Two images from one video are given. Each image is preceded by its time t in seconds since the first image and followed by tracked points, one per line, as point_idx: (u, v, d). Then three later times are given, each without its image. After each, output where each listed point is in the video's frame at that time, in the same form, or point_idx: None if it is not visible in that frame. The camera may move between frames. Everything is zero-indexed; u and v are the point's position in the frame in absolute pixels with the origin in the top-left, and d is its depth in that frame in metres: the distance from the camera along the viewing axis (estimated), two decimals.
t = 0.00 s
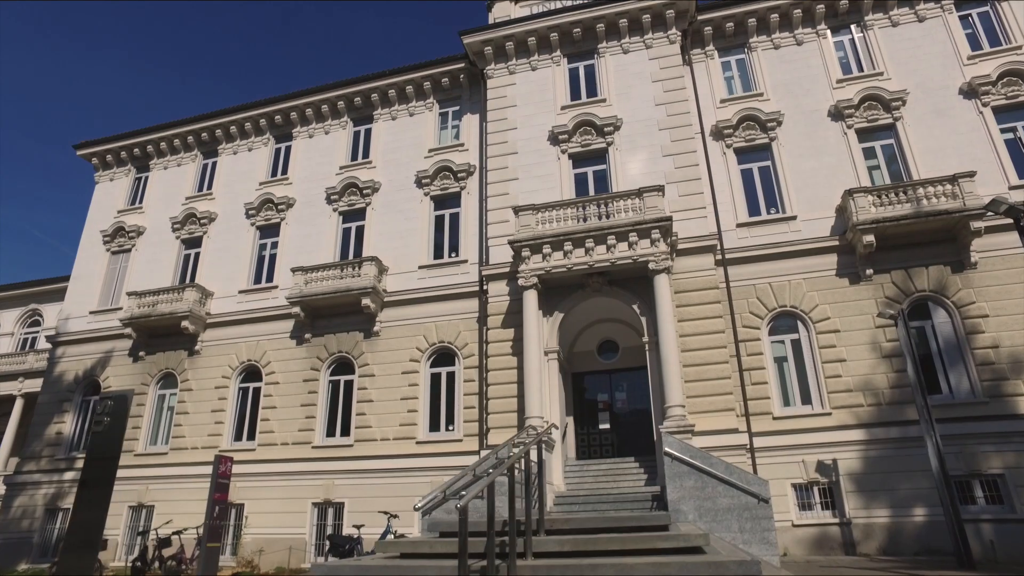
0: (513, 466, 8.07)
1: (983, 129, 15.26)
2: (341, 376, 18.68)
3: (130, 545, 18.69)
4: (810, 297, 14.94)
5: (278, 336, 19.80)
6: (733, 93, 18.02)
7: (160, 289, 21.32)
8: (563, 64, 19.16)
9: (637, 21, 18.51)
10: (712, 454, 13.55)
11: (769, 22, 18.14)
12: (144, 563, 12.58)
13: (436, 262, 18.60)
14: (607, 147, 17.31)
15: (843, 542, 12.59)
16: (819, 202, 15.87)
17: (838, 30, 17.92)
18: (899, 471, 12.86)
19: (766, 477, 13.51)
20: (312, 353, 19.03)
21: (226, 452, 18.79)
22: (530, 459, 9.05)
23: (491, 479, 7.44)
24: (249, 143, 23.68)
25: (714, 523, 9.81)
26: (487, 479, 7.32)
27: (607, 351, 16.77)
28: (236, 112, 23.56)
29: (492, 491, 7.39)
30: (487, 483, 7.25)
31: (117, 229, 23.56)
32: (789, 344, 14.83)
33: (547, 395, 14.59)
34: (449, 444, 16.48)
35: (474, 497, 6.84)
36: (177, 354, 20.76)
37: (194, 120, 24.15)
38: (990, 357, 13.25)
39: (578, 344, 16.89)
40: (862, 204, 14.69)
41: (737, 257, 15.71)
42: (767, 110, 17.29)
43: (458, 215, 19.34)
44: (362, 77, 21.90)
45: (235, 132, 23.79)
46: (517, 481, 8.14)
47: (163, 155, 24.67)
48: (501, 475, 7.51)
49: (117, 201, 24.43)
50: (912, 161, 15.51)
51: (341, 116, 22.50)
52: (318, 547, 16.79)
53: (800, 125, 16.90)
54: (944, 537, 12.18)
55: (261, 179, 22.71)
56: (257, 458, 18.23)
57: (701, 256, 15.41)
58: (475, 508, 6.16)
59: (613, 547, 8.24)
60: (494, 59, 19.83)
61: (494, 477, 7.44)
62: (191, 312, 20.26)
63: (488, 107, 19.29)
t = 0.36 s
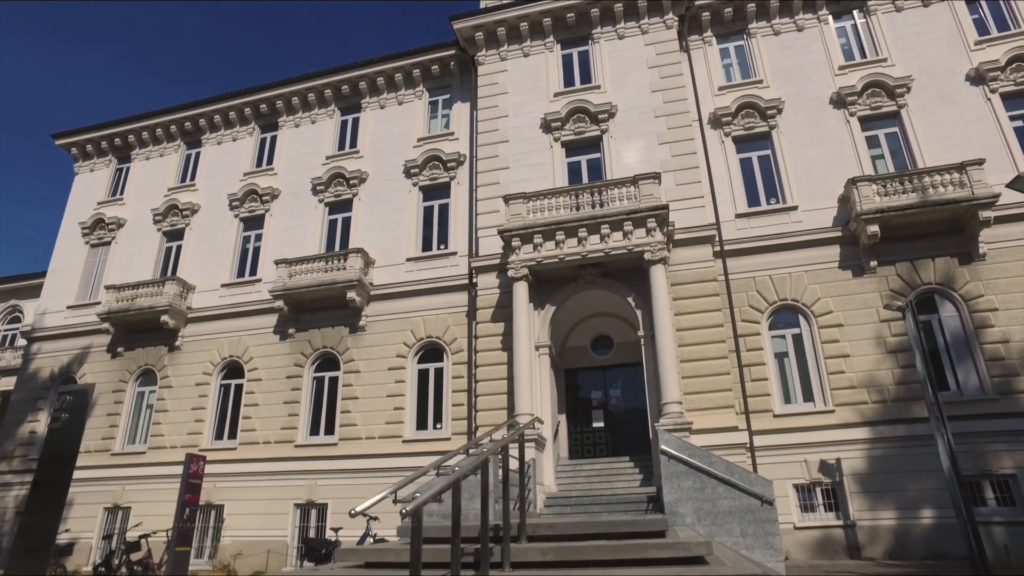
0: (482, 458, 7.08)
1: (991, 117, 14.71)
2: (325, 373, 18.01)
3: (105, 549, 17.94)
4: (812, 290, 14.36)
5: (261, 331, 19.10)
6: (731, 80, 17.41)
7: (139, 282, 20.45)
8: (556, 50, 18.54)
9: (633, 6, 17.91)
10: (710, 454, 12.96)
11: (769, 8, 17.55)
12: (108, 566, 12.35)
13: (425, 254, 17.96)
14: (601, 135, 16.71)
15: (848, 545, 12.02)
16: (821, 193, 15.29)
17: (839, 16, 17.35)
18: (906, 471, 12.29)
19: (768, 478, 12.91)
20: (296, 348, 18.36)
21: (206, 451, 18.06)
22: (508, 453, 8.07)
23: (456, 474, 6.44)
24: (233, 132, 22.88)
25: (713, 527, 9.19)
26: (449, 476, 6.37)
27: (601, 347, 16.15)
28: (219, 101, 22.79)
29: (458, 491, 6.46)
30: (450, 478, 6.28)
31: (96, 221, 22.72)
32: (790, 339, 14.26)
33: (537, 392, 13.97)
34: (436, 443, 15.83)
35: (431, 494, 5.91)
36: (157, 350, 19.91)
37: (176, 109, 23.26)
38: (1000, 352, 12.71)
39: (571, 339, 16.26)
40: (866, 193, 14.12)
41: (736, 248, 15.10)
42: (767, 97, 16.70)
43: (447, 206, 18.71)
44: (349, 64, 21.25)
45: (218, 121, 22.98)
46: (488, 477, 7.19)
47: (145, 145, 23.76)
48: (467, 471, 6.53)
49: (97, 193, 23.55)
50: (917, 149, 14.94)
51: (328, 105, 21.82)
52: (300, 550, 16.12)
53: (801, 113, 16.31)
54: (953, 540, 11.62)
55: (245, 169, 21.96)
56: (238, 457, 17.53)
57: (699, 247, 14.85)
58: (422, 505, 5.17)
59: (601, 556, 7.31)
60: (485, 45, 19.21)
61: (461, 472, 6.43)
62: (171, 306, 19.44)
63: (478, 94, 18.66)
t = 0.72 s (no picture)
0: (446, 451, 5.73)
1: (1002, 103, 14.16)
2: (311, 369, 17.41)
3: (82, 551, 17.28)
4: (815, 283, 13.80)
5: (246, 326, 18.47)
6: (731, 66, 16.82)
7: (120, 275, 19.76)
8: (550, 36, 17.96)
9: None
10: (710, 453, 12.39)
11: None
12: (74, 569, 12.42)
13: (414, 247, 17.37)
14: (596, 122, 16.16)
15: (854, 548, 11.46)
16: (825, 182, 14.73)
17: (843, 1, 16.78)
18: (915, 470, 11.72)
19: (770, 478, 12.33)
20: (281, 344, 17.74)
21: (187, 450, 17.41)
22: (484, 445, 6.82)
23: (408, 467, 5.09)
24: (219, 122, 22.22)
25: (715, 531, 8.61)
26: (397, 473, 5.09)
27: (596, 342, 15.55)
28: (205, 90, 22.12)
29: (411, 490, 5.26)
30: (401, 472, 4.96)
31: (78, 214, 22.05)
32: (793, 333, 13.70)
33: (529, 387, 13.38)
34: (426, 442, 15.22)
35: (372, 495, 4.71)
36: (138, 345, 19.23)
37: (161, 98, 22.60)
38: (1013, 347, 12.17)
39: (565, 334, 15.67)
40: (872, 181, 13.55)
41: (737, 239, 14.52)
42: (769, 84, 16.12)
43: (438, 197, 18.13)
44: (338, 52, 20.66)
45: (204, 111, 22.33)
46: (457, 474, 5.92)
47: (129, 135, 23.04)
48: (424, 465, 5.26)
49: (79, 184, 22.87)
50: (925, 137, 14.38)
51: (317, 94, 21.20)
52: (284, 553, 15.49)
53: (804, 100, 15.73)
54: (966, 543, 11.06)
55: (232, 160, 21.30)
56: (221, 457, 16.91)
57: (698, 238, 14.29)
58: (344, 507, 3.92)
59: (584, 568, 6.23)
60: (478, 32, 18.65)
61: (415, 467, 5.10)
62: (154, 300, 18.76)
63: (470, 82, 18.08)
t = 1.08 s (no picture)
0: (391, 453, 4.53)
1: (1016, 89, 13.59)
2: (298, 366, 16.80)
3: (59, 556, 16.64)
4: (822, 276, 13.21)
5: (231, 322, 17.84)
6: (733, 53, 16.21)
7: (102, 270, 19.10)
8: (546, 23, 17.37)
9: None
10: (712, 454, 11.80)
11: None
12: None
13: (405, 240, 16.77)
14: (593, 110, 15.59)
15: (864, 554, 10.86)
16: (831, 171, 14.14)
17: None
18: (928, 472, 11.14)
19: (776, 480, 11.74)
20: (267, 340, 17.12)
21: (169, 451, 16.77)
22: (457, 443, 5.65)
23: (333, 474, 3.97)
24: (206, 113, 21.57)
25: (720, 539, 8.02)
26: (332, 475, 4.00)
27: (594, 339, 14.94)
28: (191, 80, 21.47)
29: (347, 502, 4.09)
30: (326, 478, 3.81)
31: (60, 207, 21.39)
32: (798, 328, 13.11)
33: (523, 384, 12.78)
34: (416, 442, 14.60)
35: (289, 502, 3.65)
36: (120, 343, 18.58)
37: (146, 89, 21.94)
38: None
39: (561, 330, 15.07)
40: (881, 169, 12.94)
41: (740, 231, 13.93)
42: (772, 71, 15.52)
43: (430, 188, 17.53)
44: (328, 41, 20.06)
45: (190, 102, 21.69)
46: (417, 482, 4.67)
47: (113, 127, 22.39)
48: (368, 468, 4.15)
49: (62, 177, 22.21)
50: (936, 124, 13.81)
51: (306, 84, 20.58)
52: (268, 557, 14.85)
53: (809, 87, 15.13)
54: (983, 548, 10.47)
55: (218, 151, 20.66)
56: (204, 458, 16.28)
57: (699, 229, 13.70)
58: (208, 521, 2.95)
59: None
60: (471, 19, 18.07)
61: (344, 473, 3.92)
62: (136, 295, 18.10)
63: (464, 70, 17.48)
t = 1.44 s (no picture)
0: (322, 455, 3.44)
1: None
2: (285, 363, 16.20)
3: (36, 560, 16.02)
4: (830, 268, 12.63)
5: (216, 317, 17.22)
6: (736, 38, 15.61)
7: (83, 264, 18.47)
8: (542, 8, 16.78)
9: None
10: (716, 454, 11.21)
11: None
12: None
13: (396, 232, 16.18)
14: (591, 96, 15.03)
15: (877, 560, 10.29)
16: (839, 159, 13.56)
17: None
18: (944, 472, 10.55)
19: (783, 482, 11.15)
20: (253, 336, 16.52)
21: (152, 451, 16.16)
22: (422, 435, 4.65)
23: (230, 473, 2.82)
24: (193, 103, 20.93)
25: (728, 547, 7.43)
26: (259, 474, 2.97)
27: (591, 334, 14.34)
28: (177, 69, 20.83)
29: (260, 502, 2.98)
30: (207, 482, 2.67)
31: (42, 200, 20.77)
32: (805, 323, 12.54)
33: (517, 380, 12.19)
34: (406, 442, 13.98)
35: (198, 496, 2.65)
36: (102, 339, 17.97)
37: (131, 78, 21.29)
38: None
39: (558, 325, 14.47)
40: (893, 156, 12.33)
41: (744, 221, 13.34)
42: (777, 56, 14.93)
43: (422, 179, 16.94)
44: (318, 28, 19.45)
45: (177, 92, 21.06)
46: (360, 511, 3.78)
47: (98, 118, 21.76)
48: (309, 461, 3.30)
49: (44, 169, 21.57)
50: (948, 109, 13.22)
51: (295, 73, 19.97)
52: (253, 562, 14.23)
53: (815, 73, 14.53)
54: (1003, 553, 9.88)
55: (205, 142, 20.04)
56: (187, 458, 15.67)
57: (701, 220, 13.13)
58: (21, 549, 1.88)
59: None
60: (465, 5, 17.49)
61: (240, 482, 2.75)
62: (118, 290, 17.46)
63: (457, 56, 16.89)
